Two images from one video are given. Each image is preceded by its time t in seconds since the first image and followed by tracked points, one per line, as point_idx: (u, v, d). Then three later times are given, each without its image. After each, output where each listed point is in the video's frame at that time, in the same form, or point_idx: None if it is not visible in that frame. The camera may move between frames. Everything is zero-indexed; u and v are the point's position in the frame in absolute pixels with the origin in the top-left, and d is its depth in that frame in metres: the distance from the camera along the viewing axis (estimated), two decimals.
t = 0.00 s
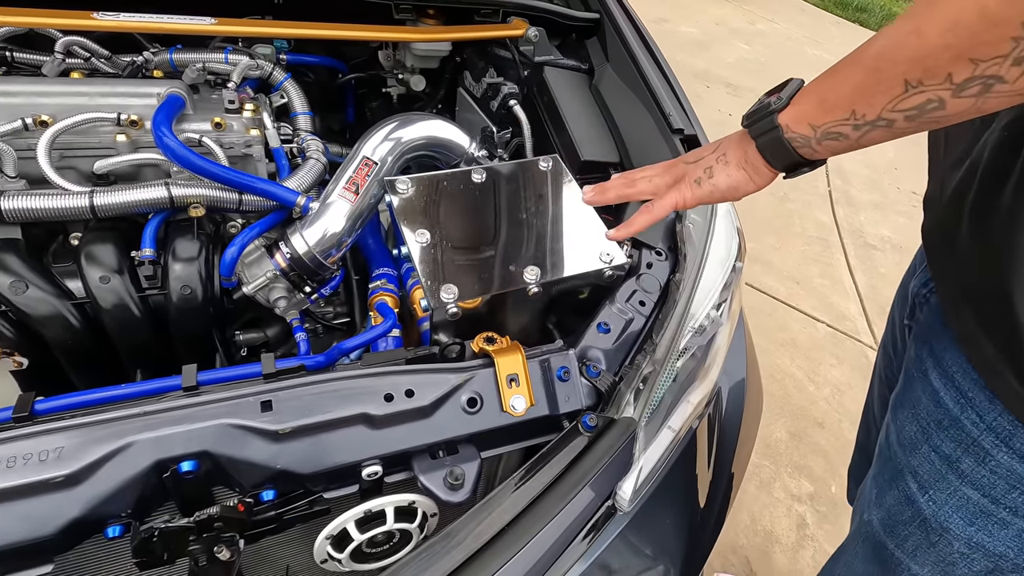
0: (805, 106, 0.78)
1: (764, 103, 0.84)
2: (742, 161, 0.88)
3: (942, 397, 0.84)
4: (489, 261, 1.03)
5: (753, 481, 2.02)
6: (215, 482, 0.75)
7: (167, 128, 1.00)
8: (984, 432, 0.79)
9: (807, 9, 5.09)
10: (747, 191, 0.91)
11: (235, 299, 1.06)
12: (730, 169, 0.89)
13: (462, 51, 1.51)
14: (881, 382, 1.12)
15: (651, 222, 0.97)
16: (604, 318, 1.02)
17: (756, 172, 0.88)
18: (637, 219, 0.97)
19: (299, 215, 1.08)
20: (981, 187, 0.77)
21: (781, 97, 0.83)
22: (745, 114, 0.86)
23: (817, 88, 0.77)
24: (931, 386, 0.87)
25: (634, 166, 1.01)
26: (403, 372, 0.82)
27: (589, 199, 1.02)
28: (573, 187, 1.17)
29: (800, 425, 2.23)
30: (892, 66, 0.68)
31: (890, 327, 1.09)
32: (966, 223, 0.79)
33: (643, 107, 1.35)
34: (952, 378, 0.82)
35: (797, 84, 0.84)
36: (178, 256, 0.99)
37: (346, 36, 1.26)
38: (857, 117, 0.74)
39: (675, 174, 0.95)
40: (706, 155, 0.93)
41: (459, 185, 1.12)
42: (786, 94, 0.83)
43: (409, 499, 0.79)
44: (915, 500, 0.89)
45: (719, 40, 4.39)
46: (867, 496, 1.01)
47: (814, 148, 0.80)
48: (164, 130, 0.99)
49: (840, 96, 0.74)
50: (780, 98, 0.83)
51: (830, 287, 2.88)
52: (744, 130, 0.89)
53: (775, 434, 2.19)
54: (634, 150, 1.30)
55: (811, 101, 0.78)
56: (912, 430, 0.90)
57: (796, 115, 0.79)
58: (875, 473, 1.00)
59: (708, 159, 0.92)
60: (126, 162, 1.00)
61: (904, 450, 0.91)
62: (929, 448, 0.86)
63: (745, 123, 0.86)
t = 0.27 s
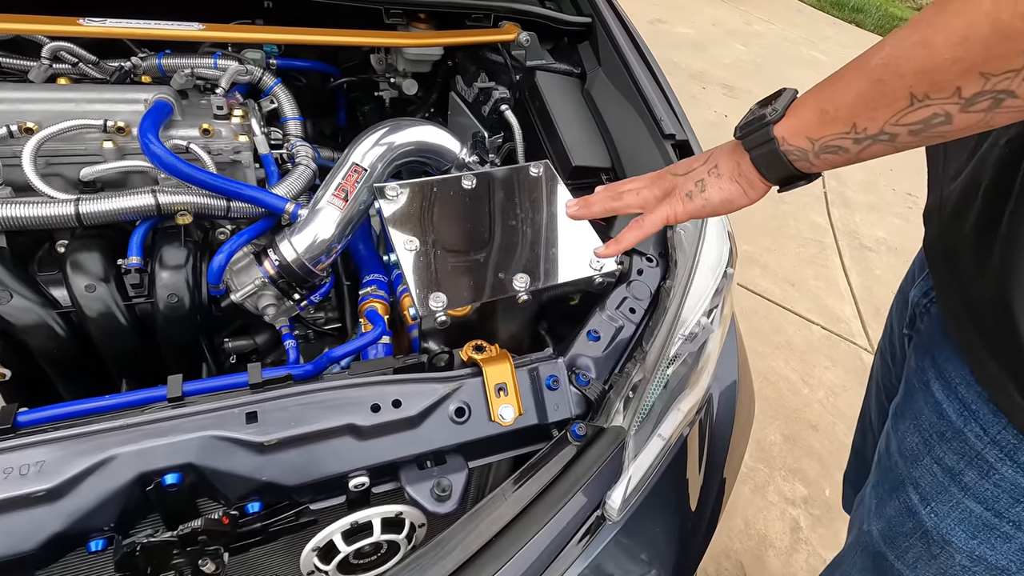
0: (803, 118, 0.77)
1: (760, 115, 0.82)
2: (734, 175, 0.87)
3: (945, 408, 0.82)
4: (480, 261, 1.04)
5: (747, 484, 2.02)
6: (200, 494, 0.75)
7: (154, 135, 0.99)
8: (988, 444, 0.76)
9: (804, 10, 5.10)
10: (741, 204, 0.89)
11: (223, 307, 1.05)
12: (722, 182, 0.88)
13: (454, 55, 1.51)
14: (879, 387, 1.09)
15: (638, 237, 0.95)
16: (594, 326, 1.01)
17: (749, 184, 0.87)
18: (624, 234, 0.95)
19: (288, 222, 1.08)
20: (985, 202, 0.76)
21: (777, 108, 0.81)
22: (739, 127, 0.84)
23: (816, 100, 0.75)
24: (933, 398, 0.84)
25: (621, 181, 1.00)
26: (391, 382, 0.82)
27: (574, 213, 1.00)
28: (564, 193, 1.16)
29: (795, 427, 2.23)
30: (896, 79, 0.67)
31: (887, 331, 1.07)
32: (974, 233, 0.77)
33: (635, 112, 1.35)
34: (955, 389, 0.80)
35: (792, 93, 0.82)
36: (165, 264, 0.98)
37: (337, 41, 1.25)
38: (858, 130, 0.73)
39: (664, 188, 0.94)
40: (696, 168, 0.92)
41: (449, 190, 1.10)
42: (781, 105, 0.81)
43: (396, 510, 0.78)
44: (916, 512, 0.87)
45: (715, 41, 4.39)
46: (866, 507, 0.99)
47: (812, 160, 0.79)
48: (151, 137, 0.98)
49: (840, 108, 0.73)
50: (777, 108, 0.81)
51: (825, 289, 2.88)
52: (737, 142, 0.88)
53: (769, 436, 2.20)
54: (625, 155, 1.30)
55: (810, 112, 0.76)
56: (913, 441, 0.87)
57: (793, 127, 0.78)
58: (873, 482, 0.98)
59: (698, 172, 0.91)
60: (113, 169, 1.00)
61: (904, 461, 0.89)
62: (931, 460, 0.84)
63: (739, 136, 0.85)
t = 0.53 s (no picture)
0: (829, 134, 0.74)
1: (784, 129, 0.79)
2: (754, 189, 0.84)
3: (975, 437, 0.78)
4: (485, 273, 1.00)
5: (750, 496, 1.99)
6: (189, 529, 0.71)
7: (143, 147, 0.95)
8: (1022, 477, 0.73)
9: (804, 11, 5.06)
10: (761, 220, 0.86)
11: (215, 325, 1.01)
12: (741, 197, 0.85)
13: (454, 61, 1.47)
14: (896, 407, 1.06)
15: (652, 251, 0.92)
16: (599, 344, 0.99)
17: (770, 200, 0.83)
18: (638, 247, 0.93)
19: (283, 236, 1.04)
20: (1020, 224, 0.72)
21: (802, 122, 0.78)
22: (760, 142, 0.82)
23: (843, 116, 0.72)
24: (961, 425, 0.81)
25: (636, 192, 0.98)
26: (389, 408, 0.79)
27: (587, 224, 0.98)
28: (567, 206, 1.13)
29: (799, 437, 2.20)
30: (933, 97, 0.63)
31: (905, 349, 1.03)
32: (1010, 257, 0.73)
33: (640, 121, 1.32)
34: (987, 418, 0.77)
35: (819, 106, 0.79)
36: (155, 281, 0.95)
37: (333, 49, 1.22)
38: (888, 148, 0.70)
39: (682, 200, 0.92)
40: (715, 181, 0.89)
41: (449, 204, 1.08)
42: (808, 118, 0.78)
43: (395, 544, 0.75)
44: (943, 544, 0.83)
45: (715, 43, 4.36)
46: (886, 535, 0.95)
47: (837, 179, 0.76)
48: (139, 149, 0.94)
49: (870, 124, 0.70)
50: (802, 122, 0.78)
51: (827, 295, 2.85)
52: (758, 156, 0.85)
53: (773, 446, 2.17)
54: (630, 165, 1.27)
55: (836, 128, 0.73)
56: (939, 470, 0.84)
57: (817, 144, 0.75)
58: (893, 509, 0.95)
59: (716, 186, 0.88)
60: (101, 184, 0.96)
61: (930, 491, 0.85)
62: (960, 490, 0.80)
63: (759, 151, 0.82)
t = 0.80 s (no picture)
0: (901, 140, 0.72)
1: (846, 127, 0.76)
2: (798, 193, 0.80)
3: None
4: (486, 284, 0.93)
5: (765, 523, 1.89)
6: None
7: (105, 165, 0.84)
8: None
9: (807, 11, 4.93)
10: (801, 229, 0.81)
11: (188, 362, 0.91)
12: (782, 199, 0.81)
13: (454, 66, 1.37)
14: (946, 453, 0.96)
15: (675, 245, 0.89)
16: (615, 387, 0.88)
17: (814, 208, 0.79)
18: (656, 241, 0.89)
19: (264, 262, 0.94)
20: None
21: (869, 121, 0.76)
22: (813, 139, 0.78)
23: (919, 119, 0.71)
24: None
25: (665, 187, 0.96)
26: (379, 472, 0.68)
27: (606, 210, 0.97)
28: (573, 218, 1.04)
29: (814, 459, 2.11)
30: None
31: (958, 396, 0.94)
32: None
33: (655, 133, 1.22)
34: None
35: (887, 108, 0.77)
36: (119, 314, 0.85)
37: (322, 54, 1.12)
38: (970, 160, 0.68)
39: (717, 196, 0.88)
40: (757, 180, 0.85)
41: (446, 229, 0.98)
42: (875, 117, 0.76)
43: None
44: None
45: (720, 44, 4.26)
46: None
47: (902, 192, 0.73)
48: (101, 168, 0.83)
49: (950, 131, 0.69)
50: (868, 121, 0.76)
51: (839, 307, 2.76)
52: (810, 158, 0.81)
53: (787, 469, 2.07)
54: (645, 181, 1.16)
55: (909, 132, 0.72)
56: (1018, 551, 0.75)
57: (885, 148, 0.73)
58: None
59: (755, 185, 0.85)
60: (60, 207, 0.86)
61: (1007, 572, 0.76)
62: None
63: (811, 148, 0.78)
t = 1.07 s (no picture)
0: None
1: (953, 128, 0.66)
2: (867, 204, 0.71)
3: None
4: (488, 305, 0.83)
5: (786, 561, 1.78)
6: None
7: (54, 194, 0.72)
8: None
9: (813, 12, 4.75)
10: (856, 247, 0.72)
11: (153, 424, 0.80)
12: (845, 206, 0.72)
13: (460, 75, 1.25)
14: None
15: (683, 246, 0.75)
16: (647, 454, 0.76)
17: (884, 222, 0.70)
18: (668, 230, 0.74)
19: (243, 305, 0.81)
20: None
21: (980, 119, 0.66)
22: (893, 136, 0.69)
23: None
24: None
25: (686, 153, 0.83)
26: None
27: (603, 169, 0.84)
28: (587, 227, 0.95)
29: (835, 490, 2.00)
30: None
31: None
32: None
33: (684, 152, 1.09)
34: None
35: (1002, 99, 0.68)
36: (72, 367, 0.72)
37: (313, 63, 1.00)
38: None
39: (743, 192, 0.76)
40: (814, 169, 0.75)
41: (451, 266, 0.86)
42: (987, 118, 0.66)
43: None
44: None
45: (729, 46, 4.13)
46: None
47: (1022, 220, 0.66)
48: (48, 198, 0.71)
49: None
50: (979, 122, 0.66)
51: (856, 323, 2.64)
52: (883, 154, 0.72)
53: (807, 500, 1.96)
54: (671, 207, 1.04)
55: None
56: None
57: (999, 159, 0.66)
58: None
59: (814, 181, 0.74)
60: (11, 242, 0.77)
61: None
62: None
63: (886, 146, 0.70)
